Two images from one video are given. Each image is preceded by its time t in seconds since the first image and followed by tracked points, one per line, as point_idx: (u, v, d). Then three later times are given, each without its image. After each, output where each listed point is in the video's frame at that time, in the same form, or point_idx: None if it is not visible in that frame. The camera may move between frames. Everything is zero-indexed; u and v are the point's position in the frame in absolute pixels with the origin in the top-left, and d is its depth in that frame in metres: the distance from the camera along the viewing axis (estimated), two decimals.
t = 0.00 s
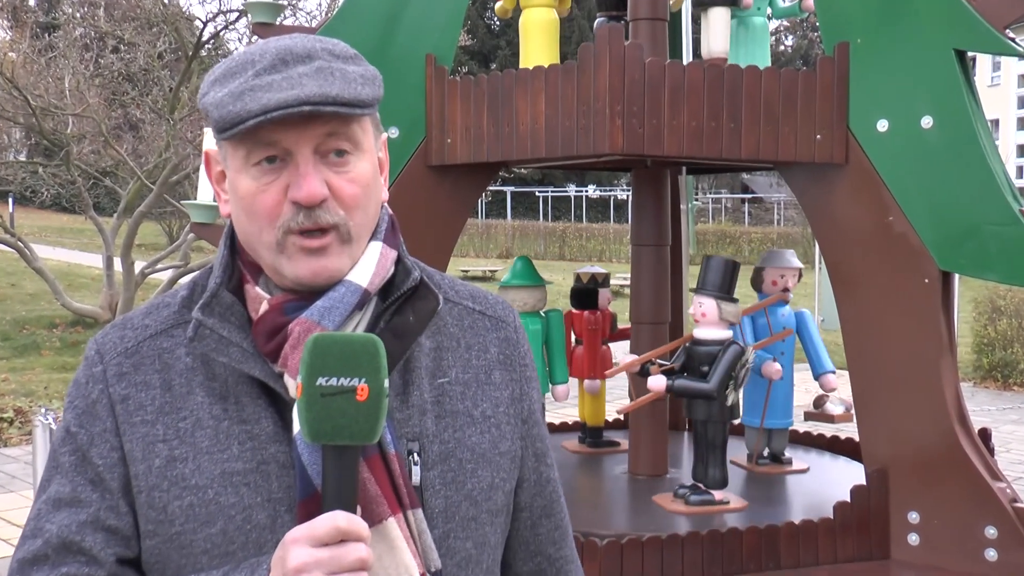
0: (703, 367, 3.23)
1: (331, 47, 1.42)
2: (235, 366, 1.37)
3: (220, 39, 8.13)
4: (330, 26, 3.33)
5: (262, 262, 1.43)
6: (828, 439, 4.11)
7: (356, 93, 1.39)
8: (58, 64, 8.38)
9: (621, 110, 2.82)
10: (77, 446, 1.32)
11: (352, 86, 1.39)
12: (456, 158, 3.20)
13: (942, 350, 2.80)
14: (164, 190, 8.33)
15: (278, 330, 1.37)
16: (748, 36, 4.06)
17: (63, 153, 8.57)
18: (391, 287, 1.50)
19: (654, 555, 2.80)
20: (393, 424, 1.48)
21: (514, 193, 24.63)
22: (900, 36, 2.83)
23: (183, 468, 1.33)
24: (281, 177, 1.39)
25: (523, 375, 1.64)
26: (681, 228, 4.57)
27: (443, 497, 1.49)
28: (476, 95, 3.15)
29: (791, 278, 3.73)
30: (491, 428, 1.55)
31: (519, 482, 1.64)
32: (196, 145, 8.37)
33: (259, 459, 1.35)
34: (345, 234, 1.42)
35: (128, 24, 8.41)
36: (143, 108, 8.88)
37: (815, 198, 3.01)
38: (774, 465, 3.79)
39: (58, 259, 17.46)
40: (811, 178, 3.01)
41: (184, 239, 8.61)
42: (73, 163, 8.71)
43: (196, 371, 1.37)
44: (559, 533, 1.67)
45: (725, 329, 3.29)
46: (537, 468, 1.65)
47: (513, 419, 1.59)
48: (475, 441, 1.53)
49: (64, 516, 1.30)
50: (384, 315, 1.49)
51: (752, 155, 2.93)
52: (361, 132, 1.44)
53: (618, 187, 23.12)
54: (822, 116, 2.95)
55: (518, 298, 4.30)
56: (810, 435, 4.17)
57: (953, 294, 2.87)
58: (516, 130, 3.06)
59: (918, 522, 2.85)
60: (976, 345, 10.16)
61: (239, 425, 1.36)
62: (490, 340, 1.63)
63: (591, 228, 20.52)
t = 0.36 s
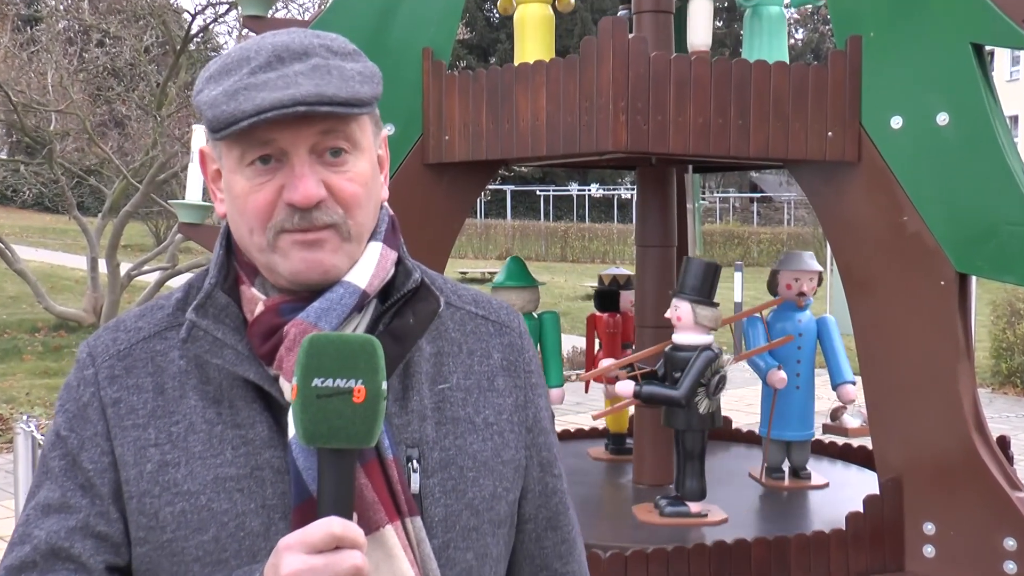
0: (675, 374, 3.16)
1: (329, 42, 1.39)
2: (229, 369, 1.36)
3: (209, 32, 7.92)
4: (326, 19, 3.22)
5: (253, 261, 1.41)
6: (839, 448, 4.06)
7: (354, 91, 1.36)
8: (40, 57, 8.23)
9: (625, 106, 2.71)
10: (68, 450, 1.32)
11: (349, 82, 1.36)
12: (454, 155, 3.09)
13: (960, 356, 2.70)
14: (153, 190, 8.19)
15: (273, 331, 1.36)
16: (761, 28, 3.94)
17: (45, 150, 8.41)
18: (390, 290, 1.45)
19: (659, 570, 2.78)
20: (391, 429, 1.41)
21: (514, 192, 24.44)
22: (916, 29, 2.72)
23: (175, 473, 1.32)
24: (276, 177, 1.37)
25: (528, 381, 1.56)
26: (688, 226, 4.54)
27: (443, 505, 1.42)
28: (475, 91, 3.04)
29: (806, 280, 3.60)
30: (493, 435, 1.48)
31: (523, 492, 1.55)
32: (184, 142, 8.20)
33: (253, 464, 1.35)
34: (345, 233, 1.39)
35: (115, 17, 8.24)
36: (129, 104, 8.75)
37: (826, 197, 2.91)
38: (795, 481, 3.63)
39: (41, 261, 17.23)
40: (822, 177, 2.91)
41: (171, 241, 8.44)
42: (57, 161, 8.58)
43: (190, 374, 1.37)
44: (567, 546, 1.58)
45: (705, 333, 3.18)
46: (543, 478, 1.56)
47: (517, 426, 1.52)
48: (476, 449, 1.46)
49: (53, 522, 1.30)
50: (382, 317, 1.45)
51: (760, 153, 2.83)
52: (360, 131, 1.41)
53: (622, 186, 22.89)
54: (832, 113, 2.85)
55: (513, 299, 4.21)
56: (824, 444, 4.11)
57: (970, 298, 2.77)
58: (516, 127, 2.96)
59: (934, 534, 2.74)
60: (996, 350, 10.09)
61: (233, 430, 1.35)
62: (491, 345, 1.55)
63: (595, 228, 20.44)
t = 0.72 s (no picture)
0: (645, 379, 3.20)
1: (331, 40, 1.28)
2: (217, 380, 1.26)
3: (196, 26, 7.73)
4: (320, 11, 3.12)
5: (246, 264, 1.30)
6: (852, 459, 4.07)
7: (352, 95, 1.25)
8: (23, 52, 8.08)
9: (630, 103, 2.62)
10: (50, 457, 1.23)
11: (349, 84, 1.25)
12: (451, 154, 2.99)
13: (977, 362, 2.60)
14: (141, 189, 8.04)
15: (262, 342, 1.25)
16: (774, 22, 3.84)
17: (27, 148, 8.25)
18: (387, 299, 1.34)
19: None
20: (380, 444, 1.31)
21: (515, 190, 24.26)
22: (932, 24, 2.62)
23: (159, 484, 1.24)
24: (267, 180, 1.27)
25: (531, 395, 1.44)
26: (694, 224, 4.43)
27: (434, 524, 1.33)
28: (474, 87, 2.94)
29: (817, 284, 3.56)
30: (490, 451, 1.38)
31: (520, 510, 1.45)
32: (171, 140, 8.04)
33: (239, 478, 1.26)
34: (339, 239, 1.28)
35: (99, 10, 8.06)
36: (116, 101, 8.59)
37: (837, 197, 2.80)
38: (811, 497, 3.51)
39: (23, 264, 16.98)
40: (833, 176, 2.80)
41: (158, 243, 8.28)
42: (40, 159, 8.43)
43: (177, 381, 1.27)
44: (565, 564, 1.48)
45: (681, 340, 3.16)
46: (541, 495, 1.46)
47: (517, 442, 1.41)
48: (471, 466, 1.36)
49: (33, 531, 1.21)
50: (377, 329, 1.33)
51: (770, 150, 2.72)
52: (359, 134, 1.30)
53: (622, 187, 22.73)
54: (846, 110, 2.74)
55: (509, 302, 4.12)
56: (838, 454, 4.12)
57: (986, 302, 2.68)
58: (516, 124, 2.85)
59: (951, 547, 2.64)
60: (1015, 356, 9.99)
61: (220, 442, 1.26)
62: (492, 355, 1.43)
63: (597, 229, 20.30)
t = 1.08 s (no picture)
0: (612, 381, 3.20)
1: (309, 30, 1.21)
2: (200, 382, 1.18)
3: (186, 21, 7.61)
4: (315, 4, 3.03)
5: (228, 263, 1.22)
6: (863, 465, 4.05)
7: (332, 79, 1.18)
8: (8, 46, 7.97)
9: (635, 100, 2.53)
10: (27, 464, 1.14)
11: (328, 70, 1.18)
12: (450, 152, 2.90)
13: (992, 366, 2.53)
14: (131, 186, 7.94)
15: (246, 343, 1.17)
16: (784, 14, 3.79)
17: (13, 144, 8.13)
18: (373, 297, 1.26)
19: None
20: (368, 447, 1.22)
21: (512, 190, 24.17)
22: (945, 18, 2.54)
23: (142, 491, 1.15)
24: (247, 172, 1.18)
25: (522, 396, 1.36)
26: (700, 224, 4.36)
27: (426, 529, 1.24)
28: (473, 82, 2.85)
29: (820, 288, 3.47)
30: (483, 454, 1.29)
31: (513, 514, 1.37)
32: (160, 136, 7.95)
33: (223, 484, 1.17)
34: (323, 232, 1.20)
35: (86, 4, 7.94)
36: (104, 97, 8.47)
37: (848, 195, 2.72)
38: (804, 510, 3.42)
39: (11, 265, 16.84)
40: (843, 173, 2.72)
41: (147, 242, 8.17)
42: (26, 156, 8.31)
43: (160, 385, 1.18)
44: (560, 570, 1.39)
45: (652, 344, 3.14)
46: (535, 499, 1.37)
47: (509, 445, 1.33)
48: (464, 470, 1.27)
49: (10, 541, 1.12)
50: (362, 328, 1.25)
51: (779, 148, 2.64)
52: (339, 122, 1.22)
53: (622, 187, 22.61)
54: (855, 107, 2.66)
55: (509, 302, 4.04)
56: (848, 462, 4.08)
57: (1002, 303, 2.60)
58: (516, 120, 2.77)
59: (965, 556, 2.56)
60: None
61: (203, 447, 1.17)
62: (484, 356, 1.35)
63: (598, 230, 20.16)
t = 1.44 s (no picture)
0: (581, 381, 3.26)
1: (293, 28, 1.21)
2: (194, 373, 1.17)
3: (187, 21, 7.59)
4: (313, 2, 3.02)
5: (221, 260, 1.21)
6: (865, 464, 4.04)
7: (319, 71, 1.18)
8: (7, 45, 7.96)
9: (635, 100, 2.53)
10: (20, 463, 1.14)
11: (314, 63, 1.18)
12: (450, 152, 2.90)
13: (994, 366, 2.52)
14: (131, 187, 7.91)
15: (241, 332, 1.17)
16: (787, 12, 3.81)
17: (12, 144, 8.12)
18: (364, 286, 1.24)
19: None
20: (364, 436, 1.22)
21: (513, 189, 24.17)
22: (946, 17, 2.54)
23: (137, 486, 1.14)
24: (239, 167, 1.18)
25: (517, 383, 1.35)
26: (700, 222, 4.35)
27: (423, 516, 1.24)
28: (472, 81, 2.85)
29: (809, 289, 3.44)
30: (478, 441, 1.28)
31: (511, 501, 1.35)
32: (160, 136, 7.96)
33: (219, 475, 1.16)
34: (315, 224, 1.20)
35: (85, 3, 7.92)
36: (104, 96, 8.46)
37: (849, 195, 2.72)
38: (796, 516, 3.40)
39: (11, 265, 16.84)
40: (844, 173, 2.71)
41: (147, 242, 8.16)
42: (25, 155, 8.30)
43: (152, 378, 1.17)
44: (559, 558, 1.38)
45: (619, 343, 3.19)
46: (533, 486, 1.35)
47: (505, 433, 1.31)
48: (460, 457, 1.26)
49: (5, 539, 1.12)
50: (356, 316, 1.24)
51: (779, 146, 2.63)
52: (327, 115, 1.22)
53: (622, 186, 22.58)
54: (854, 106, 2.65)
55: (514, 300, 4.05)
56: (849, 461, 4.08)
57: (1003, 301, 2.59)
58: (517, 119, 2.76)
59: (967, 556, 2.56)
60: None
61: (197, 438, 1.17)
62: (477, 344, 1.34)
63: (599, 229, 19.91)
